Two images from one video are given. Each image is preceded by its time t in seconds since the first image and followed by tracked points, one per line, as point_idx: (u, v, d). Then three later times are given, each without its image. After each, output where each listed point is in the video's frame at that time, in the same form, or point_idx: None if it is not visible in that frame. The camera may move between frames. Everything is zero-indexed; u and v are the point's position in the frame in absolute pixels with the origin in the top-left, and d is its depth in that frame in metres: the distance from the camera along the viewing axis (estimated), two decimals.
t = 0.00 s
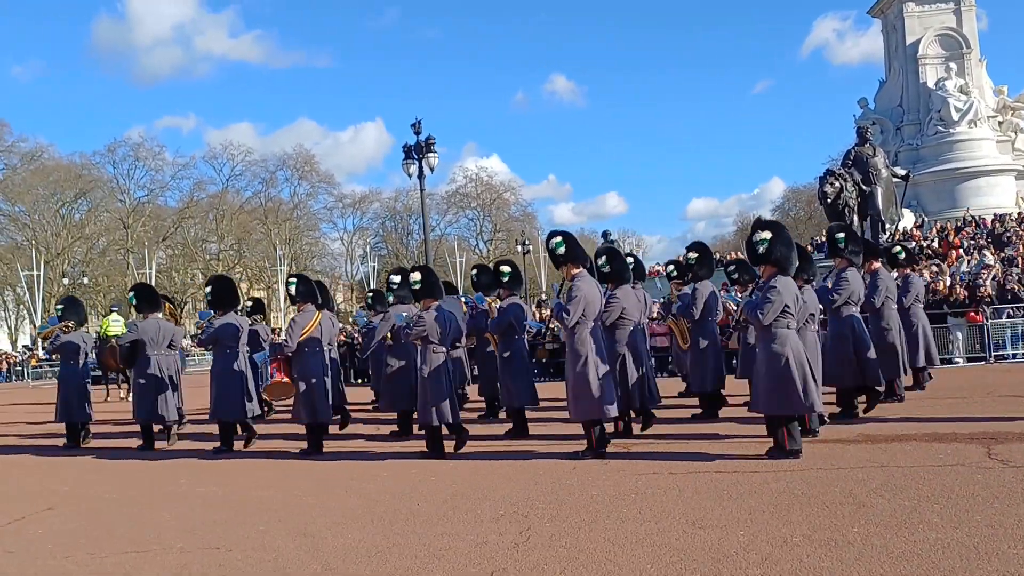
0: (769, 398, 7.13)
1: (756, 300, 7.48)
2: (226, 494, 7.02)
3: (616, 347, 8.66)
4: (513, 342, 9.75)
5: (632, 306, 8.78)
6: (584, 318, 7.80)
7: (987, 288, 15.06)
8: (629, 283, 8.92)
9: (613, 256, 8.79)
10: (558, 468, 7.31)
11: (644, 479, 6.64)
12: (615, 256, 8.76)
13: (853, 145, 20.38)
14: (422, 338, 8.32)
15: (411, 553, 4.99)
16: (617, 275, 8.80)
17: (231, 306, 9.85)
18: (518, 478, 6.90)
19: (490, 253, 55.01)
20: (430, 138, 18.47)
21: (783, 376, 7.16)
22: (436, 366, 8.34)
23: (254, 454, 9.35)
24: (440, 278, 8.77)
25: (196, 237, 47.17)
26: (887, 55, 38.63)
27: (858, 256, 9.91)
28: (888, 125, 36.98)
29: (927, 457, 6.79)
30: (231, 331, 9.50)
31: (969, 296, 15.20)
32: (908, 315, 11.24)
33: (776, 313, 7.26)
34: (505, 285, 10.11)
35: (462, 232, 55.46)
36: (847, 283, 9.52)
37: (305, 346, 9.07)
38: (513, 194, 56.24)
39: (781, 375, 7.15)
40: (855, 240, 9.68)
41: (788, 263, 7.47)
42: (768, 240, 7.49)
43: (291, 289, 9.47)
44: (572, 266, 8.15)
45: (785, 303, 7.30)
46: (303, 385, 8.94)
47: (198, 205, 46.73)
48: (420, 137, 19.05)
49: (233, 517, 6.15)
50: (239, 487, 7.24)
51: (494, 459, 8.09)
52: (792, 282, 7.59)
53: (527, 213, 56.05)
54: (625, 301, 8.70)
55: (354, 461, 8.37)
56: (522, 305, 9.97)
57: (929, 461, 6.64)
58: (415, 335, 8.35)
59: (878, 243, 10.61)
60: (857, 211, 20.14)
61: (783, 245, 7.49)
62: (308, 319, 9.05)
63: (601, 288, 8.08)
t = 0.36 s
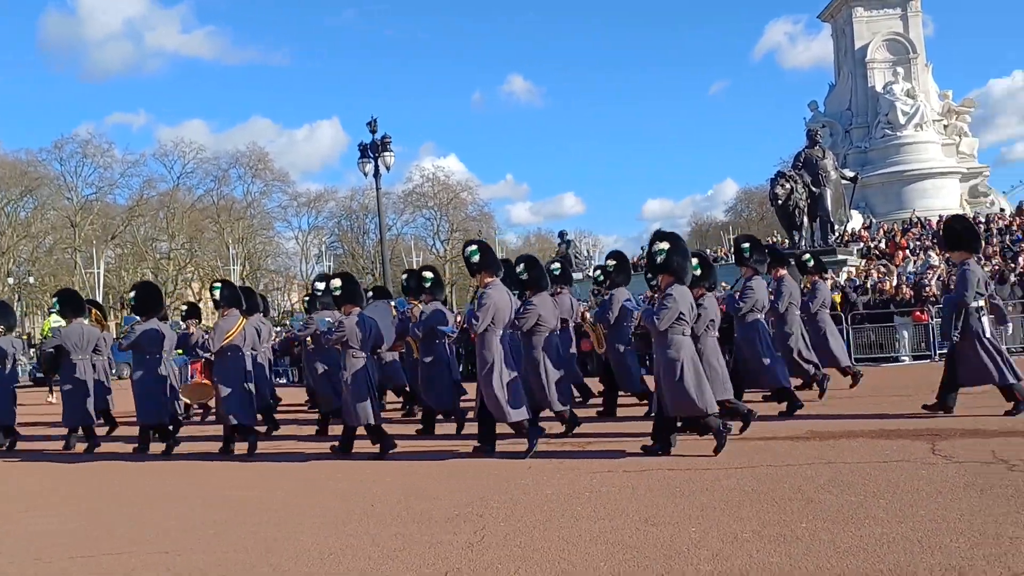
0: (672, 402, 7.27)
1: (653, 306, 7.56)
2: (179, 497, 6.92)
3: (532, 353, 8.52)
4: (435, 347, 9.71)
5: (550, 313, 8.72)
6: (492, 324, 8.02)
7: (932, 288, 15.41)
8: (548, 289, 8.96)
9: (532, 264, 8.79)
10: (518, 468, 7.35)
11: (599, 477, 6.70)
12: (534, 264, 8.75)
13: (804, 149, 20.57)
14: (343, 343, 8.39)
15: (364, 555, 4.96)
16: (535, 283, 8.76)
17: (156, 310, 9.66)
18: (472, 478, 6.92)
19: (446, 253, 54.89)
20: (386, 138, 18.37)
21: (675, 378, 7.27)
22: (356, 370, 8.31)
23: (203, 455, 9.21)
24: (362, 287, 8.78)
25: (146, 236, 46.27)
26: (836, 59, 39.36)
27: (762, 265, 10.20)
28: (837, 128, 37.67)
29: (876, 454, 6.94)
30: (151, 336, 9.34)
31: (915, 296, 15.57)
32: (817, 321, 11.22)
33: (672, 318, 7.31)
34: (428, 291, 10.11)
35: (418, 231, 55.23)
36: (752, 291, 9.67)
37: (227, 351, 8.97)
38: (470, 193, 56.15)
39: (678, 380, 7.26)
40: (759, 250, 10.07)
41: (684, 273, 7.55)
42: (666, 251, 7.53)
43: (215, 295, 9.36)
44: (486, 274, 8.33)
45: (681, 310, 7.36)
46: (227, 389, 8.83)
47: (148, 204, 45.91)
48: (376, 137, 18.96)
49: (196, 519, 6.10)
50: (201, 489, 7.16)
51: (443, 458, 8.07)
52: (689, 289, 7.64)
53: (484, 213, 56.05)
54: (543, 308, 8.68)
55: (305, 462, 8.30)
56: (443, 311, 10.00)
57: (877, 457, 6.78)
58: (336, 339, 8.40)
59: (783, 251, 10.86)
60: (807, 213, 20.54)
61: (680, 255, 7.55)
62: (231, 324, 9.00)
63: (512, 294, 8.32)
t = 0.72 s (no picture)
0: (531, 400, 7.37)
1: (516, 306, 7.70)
2: (68, 504, 6.64)
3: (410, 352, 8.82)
4: (310, 347, 9.52)
5: (427, 311, 8.78)
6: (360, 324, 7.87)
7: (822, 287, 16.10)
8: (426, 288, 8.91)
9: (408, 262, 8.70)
10: (426, 466, 7.35)
11: (505, 475, 6.75)
12: (410, 262, 8.67)
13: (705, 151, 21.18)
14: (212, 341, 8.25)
15: (265, 560, 4.87)
16: (411, 281, 8.68)
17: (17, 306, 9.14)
18: (378, 479, 6.87)
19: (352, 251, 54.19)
20: (290, 132, 18.01)
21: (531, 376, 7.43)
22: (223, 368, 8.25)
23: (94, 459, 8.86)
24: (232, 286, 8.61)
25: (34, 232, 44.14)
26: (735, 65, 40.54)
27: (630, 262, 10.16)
28: (735, 132, 38.85)
29: (770, 447, 7.20)
30: (13, 340, 8.90)
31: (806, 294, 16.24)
32: (684, 319, 11.86)
33: (535, 318, 7.49)
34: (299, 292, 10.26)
35: (323, 228, 54.35)
36: (619, 289, 9.81)
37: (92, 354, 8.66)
38: (376, 190, 55.56)
39: (539, 378, 7.40)
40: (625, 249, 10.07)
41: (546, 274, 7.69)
42: (527, 253, 7.66)
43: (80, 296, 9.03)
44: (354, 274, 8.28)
45: (544, 310, 7.54)
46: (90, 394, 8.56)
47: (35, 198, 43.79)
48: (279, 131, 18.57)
49: (98, 524, 5.90)
50: (104, 493, 6.93)
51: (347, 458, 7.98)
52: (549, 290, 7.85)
53: (390, 211, 55.56)
54: (418, 305, 8.68)
55: (204, 465, 8.08)
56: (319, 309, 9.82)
57: (771, 450, 7.03)
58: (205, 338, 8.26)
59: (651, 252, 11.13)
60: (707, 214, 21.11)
61: (541, 256, 7.69)
62: (97, 325, 8.70)
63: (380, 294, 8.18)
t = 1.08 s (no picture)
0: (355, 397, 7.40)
1: (335, 306, 7.75)
2: None
3: (238, 354, 8.77)
4: (129, 348, 9.15)
5: (254, 311, 8.81)
6: (173, 327, 7.62)
7: (690, 283, 16.70)
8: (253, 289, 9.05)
9: (234, 262, 8.84)
10: (295, 466, 7.21)
11: (377, 473, 6.68)
12: (236, 262, 8.81)
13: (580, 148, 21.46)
14: (20, 344, 7.85)
15: (122, 570, 4.65)
16: (238, 281, 8.86)
17: None
18: (244, 481, 6.68)
19: (223, 244, 52.49)
20: (153, 121, 17.28)
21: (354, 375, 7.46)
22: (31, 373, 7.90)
23: None
24: (42, 288, 8.25)
25: None
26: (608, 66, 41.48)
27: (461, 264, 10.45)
28: (609, 132, 39.69)
29: (639, 438, 7.41)
30: None
31: (674, 289, 16.81)
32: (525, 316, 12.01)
33: (354, 316, 7.54)
34: (121, 287, 9.78)
35: (192, 221, 52.42)
36: (450, 290, 9.88)
37: None
38: (248, 183, 54.00)
39: (359, 375, 7.45)
40: (459, 251, 10.42)
41: (366, 271, 7.75)
42: (345, 251, 7.65)
43: None
44: (169, 273, 7.98)
45: (362, 307, 7.61)
46: None
47: None
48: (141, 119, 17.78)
49: None
50: None
51: (210, 460, 7.72)
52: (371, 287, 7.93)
53: (263, 204, 54.12)
54: (246, 306, 8.76)
55: (54, 471, 7.66)
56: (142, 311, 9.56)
57: (639, 441, 7.24)
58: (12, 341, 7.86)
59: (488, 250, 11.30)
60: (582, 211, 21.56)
61: (360, 255, 7.71)
62: None
63: (198, 294, 7.97)
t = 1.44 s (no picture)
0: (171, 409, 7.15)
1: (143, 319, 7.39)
2: None
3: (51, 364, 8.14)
4: None
5: (68, 320, 8.30)
6: None
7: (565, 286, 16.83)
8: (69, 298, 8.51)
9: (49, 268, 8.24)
10: (157, 477, 6.90)
11: (244, 483, 6.50)
12: (50, 268, 8.22)
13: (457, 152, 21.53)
14: None
15: None
16: (53, 289, 8.26)
17: None
18: (100, 494, 6.37)
19: (82, 245, 49.93)
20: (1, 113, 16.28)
21: (167, 390, 7.17)
22: None
23: None
24: None
25: None
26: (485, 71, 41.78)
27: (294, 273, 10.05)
28: (487, 136, 39.87)
29: (513, 440, 7.48)
30: None
31: (550, 293, 16.88)
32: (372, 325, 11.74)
33: (162, 329, 7.21)
34: None
35: (47, 220, 49.64)
36: (280, 299, 9.70)
37: None
38: (109, 180, 51.56)
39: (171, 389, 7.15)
40: (292, 258, 9.96)
41: (179, 281, 7.46)
42: (157, 260, 7.40)
43: None
44: None
45: (172, 319, 7.28)
46: None
47: None
48: None
49: None
50: None
51: (62, 473, 7.32)
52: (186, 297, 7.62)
53: (125, 203, 51.79)
54: (59, 314, 8.23)
55: None
56: None
57: (513, 444, 7.30)
58: None
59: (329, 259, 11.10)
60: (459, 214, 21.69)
61: (173, 265, 7.43)
62: None
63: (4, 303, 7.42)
